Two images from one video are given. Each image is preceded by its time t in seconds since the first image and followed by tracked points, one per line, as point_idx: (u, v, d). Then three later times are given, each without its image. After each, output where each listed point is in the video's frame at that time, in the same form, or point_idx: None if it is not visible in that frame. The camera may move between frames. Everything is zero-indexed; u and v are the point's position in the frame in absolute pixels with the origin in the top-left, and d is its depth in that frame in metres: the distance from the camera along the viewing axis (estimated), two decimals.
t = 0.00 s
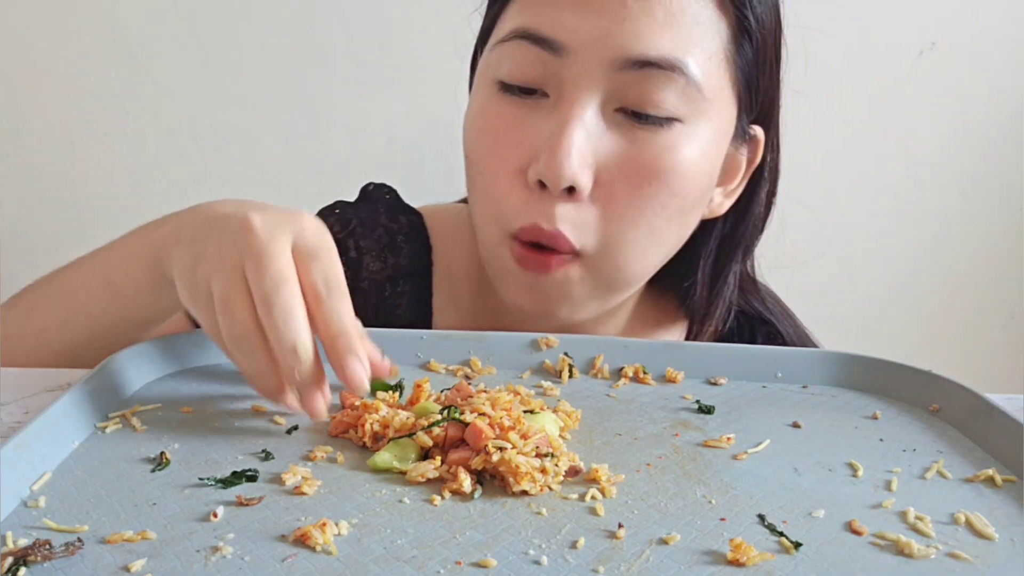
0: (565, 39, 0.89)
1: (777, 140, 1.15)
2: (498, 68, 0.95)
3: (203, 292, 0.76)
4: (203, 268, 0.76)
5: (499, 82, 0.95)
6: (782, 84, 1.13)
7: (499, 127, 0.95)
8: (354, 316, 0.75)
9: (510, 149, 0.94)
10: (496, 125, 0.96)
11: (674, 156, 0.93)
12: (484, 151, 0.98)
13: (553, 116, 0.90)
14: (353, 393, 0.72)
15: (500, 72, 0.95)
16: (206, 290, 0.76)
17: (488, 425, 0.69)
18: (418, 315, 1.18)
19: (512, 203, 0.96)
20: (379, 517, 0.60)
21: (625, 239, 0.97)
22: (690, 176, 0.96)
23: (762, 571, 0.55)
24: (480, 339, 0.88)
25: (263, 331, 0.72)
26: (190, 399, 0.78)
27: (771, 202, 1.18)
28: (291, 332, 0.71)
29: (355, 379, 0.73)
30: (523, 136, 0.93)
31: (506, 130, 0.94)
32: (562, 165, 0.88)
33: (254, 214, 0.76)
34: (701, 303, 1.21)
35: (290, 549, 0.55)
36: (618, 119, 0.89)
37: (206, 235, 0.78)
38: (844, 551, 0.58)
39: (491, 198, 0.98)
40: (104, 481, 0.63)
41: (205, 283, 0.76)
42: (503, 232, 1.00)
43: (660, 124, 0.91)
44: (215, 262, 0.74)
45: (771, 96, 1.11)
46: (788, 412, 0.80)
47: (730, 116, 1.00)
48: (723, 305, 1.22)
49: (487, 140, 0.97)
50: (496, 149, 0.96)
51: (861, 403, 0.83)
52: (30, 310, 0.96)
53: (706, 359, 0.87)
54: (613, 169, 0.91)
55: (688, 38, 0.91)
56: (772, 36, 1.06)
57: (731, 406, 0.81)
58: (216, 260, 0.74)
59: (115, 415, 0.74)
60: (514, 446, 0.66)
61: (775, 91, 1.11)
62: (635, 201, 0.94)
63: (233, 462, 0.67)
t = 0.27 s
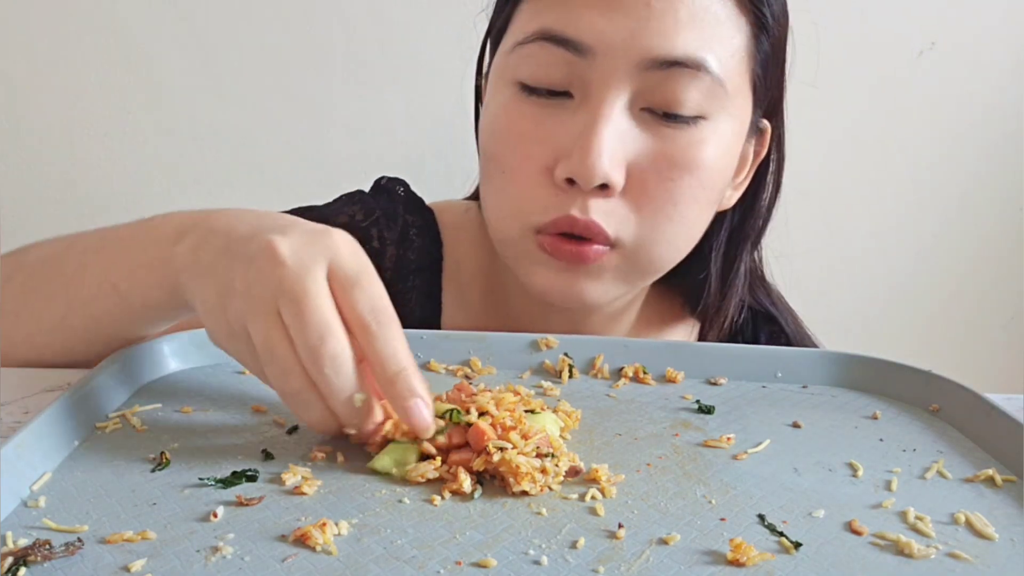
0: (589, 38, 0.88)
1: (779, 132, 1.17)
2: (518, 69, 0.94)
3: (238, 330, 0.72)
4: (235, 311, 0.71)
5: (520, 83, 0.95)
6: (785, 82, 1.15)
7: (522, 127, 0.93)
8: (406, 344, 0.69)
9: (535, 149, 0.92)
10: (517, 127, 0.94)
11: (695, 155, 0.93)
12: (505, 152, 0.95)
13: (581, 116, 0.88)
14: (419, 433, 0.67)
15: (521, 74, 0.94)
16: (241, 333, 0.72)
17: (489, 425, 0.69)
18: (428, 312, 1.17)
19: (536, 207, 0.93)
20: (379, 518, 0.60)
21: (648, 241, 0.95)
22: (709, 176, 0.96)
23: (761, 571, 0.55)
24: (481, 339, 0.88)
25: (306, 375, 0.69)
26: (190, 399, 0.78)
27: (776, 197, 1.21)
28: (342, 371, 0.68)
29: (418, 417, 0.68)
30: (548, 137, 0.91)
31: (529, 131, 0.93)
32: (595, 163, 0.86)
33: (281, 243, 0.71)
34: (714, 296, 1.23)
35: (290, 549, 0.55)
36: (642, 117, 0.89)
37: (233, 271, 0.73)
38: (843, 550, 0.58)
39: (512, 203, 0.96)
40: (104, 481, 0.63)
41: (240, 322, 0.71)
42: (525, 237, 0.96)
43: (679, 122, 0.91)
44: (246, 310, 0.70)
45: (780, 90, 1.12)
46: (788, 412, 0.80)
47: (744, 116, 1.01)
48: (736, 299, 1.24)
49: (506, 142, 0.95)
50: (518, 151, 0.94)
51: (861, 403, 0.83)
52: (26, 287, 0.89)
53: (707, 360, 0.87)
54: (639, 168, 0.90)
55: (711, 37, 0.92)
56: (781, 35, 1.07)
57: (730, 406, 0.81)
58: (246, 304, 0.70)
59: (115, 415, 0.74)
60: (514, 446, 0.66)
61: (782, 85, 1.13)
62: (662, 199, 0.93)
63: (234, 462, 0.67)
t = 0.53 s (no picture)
0: (610, 41, 0.88)
1: (791, 134, 1.17)
2: (537, 71, 0.94)
3: (285, 304, 0.64)
4: (284, 282, 0.64)
5: (539, 86, 0.94)
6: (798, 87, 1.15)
7: (542, 130, 0.93)
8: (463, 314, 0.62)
9: (555, 151, 0.92)
10: (537, 129, 0.94)
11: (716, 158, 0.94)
12: (524, 154, 0.95)
13: (602, 120, 0.88)
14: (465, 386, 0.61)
15: (541, 76, 0.94)
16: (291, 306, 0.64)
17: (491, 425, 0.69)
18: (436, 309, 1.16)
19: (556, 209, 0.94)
20: (379, 517, 0.60)
21: (667, 244, 0.96)
22: (729, 178, 0.97)
23: (761, 571, 0.55)
24: (481, 339, 0.88)
25: (355, 347, 0.61)
26: (190, 399, 0.78)
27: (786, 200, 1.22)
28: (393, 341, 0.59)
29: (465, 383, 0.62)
30: (568, 140, 0.91)
31: (549, 134, 0.93)
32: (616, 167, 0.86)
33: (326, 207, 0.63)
34: (726, 298, 1.23)
35: (290, 549, 0.55)
36: (663, 121, 0.89)
37: (278, 241, 0.65)
38: (844, 551, 0.58)
39: (532, 204, 0.96)
40: (104, 481, 0.63)
41: (288, 296, 0.64)
42: (546, 238, 0.97)
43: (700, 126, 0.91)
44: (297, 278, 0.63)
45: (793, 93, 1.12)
46: (788, 412, 0.80)
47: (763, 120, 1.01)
48: (748, 300, 1.24)
49: (525, 143, 0.95)
50: (537, 153, 0.94)
51: (861, 403, 0.83)
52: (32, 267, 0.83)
53: (707, 360, 0.87)
54: (660, 171, 0.91)
55: (731, 41, 0.92)
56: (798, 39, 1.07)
57: (730, 406, 0.80)
58: (296, 273, 0.63)
59: (115, 416, 0.74)
60: (515, 447, 0.66)
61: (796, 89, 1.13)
62: (683, 203, 0.94)
63: (233, 462, 0.67)
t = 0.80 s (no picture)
0: (611, 40, 0.88)
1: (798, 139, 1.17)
2: (539, 68, 0.94)
3: (322, 301, 0.66)
4: (327, 280, 0.66)
5: (540, 83, 0.95)
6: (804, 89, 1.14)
7: (542, 129, 0.93)
8: (512, 329, 0.69)
9: (554, 149, 0.93)
10: (538, 126, 0.94)
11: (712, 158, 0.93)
12: (524, 150, 0.96)
13: (601, 117, 0.88)
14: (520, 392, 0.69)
15: (543, 73, 0.94)
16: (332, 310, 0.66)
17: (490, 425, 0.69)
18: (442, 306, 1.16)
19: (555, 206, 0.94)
20: (379, 518, 0.60)
21: (662, 243, 0.96)
22: (726, 179, 0.97)
23: (761, 571, 0.55)
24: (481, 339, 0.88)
25: (401, 336, 0.64)
26: (190, 399, 0.78)
27: (792, 203, 1.23)
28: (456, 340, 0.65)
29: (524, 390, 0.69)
30: (568, 137, 0.91)
31: (549, 131, 0.93)
32: (612, 166, 0.86)
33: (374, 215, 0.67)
34: (726, 302, 1.24)
35: (290, 549, 0.55)
36: (662, 121, 0.89)
37: (319, 244, 0.68)
38: (844, 551, 0.58)
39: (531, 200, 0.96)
40: (104, 481, 0.63)
41: (332, 290, 0.66)
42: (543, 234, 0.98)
43: (698, 126, 0.91)
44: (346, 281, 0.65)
45: (799, 99, 1.13)
46: (788, 412, 0.80)
47: (763, 120, 1.00)
48: (749, 305, 1.25)
49: (526, 140, 0.95)
50: (536, 150, 0.94)
51: (861, 403, 0.83)
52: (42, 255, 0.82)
53: (708, 359, 0.87)
54: (657, 171, 0.90)
55: (732, 42, 0.92)
56: (803, 43, 1.08)
57: (731, 406, 0.80)
58: (341, 275, 0.65)
59: (115, 416, 0.74)
60: (515, 446, 0.66)
61: (800, 92, 1.13)
62: (679, 203, 0.94)
63: (234, 462, 0.67)
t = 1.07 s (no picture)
0: (609, 38, 0.88)
1: (797, 139, 1.18)
2: (539, 67, 0.95)
3: (365, 354, 0.59)
4: (378, 342, 0.59)
5: (540, 81, 0.95)
6: (805, 88, 1.15)
7: (541, 127, 0.93)
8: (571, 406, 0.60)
9: (552, 146, 0.92)
10: (538, 124, 0.94)
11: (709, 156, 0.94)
12: (522, 148, 0.95)
13: (600, 115, 0.88)
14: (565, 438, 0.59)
15: (543, 72, 0.94)
16: (373, 374, 0.58)
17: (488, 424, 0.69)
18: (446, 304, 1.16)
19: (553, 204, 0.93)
20: (378, 518, 0.60)
21: (660, 241, 0.96)
22: (723, 178, 0.97)
23: (761, 571, 0.55)
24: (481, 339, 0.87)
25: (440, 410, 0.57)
26: (190, 399, 0.78)
27: (792, 201, 1.23)
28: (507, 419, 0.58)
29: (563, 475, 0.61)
30: (567, 135, 0.91)
31: (549, 129, 0.93)
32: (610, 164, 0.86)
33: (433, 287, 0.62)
34: (726, 300, 1.24)
35: (290, 549, 0.55)
36: (659, 119, 0.89)
37: (367, 295, 0.62)
38: (845, 550, 0.58)
39: (529, 199, 0.96)
40: (104, 482, 0.63)
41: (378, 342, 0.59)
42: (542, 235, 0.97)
43: (695, 124, 0.91)
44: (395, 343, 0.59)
45: (798, 98, 1.13)
46: (787, 412, 0.80)
47: (761, 120, 1.01)
48: (749, 302, 1.25)
49: (525, 139, 0.95)
50: (535, 147, 0.94)
51: (861, 403, 0.83)
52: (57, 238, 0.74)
53: (708, 359, 0.87)
54: (654, 169, 0.90)
55: (730, 42, 0.92)
56: (803, 41, 1.08)
57: (731, 406, 0.80)
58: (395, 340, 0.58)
59: (115, 416, 0.74)
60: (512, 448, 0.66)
61: (800, 91, 1.13)
62: (677, 202, 0.94)
63: (234, 462, 0.67)
